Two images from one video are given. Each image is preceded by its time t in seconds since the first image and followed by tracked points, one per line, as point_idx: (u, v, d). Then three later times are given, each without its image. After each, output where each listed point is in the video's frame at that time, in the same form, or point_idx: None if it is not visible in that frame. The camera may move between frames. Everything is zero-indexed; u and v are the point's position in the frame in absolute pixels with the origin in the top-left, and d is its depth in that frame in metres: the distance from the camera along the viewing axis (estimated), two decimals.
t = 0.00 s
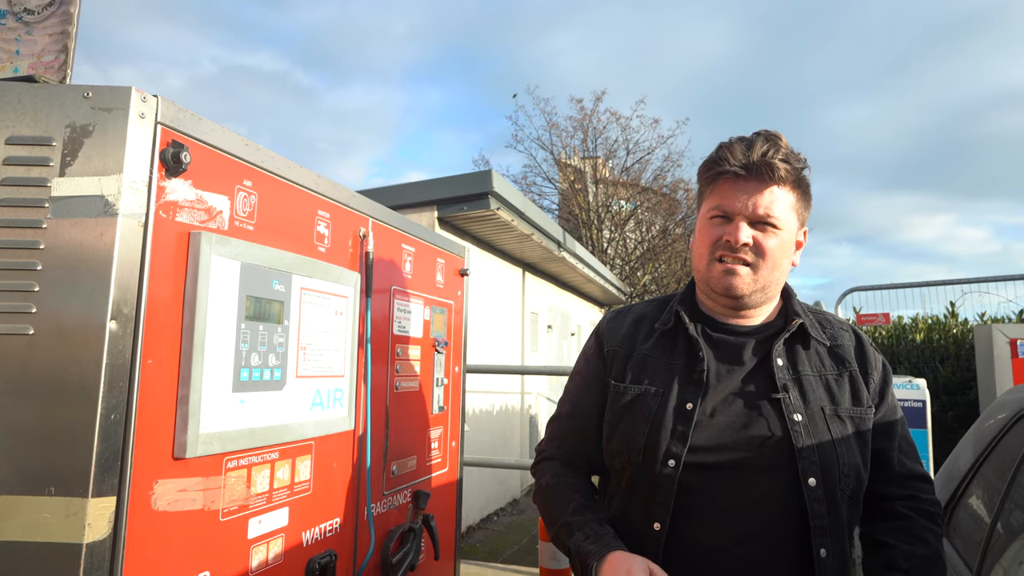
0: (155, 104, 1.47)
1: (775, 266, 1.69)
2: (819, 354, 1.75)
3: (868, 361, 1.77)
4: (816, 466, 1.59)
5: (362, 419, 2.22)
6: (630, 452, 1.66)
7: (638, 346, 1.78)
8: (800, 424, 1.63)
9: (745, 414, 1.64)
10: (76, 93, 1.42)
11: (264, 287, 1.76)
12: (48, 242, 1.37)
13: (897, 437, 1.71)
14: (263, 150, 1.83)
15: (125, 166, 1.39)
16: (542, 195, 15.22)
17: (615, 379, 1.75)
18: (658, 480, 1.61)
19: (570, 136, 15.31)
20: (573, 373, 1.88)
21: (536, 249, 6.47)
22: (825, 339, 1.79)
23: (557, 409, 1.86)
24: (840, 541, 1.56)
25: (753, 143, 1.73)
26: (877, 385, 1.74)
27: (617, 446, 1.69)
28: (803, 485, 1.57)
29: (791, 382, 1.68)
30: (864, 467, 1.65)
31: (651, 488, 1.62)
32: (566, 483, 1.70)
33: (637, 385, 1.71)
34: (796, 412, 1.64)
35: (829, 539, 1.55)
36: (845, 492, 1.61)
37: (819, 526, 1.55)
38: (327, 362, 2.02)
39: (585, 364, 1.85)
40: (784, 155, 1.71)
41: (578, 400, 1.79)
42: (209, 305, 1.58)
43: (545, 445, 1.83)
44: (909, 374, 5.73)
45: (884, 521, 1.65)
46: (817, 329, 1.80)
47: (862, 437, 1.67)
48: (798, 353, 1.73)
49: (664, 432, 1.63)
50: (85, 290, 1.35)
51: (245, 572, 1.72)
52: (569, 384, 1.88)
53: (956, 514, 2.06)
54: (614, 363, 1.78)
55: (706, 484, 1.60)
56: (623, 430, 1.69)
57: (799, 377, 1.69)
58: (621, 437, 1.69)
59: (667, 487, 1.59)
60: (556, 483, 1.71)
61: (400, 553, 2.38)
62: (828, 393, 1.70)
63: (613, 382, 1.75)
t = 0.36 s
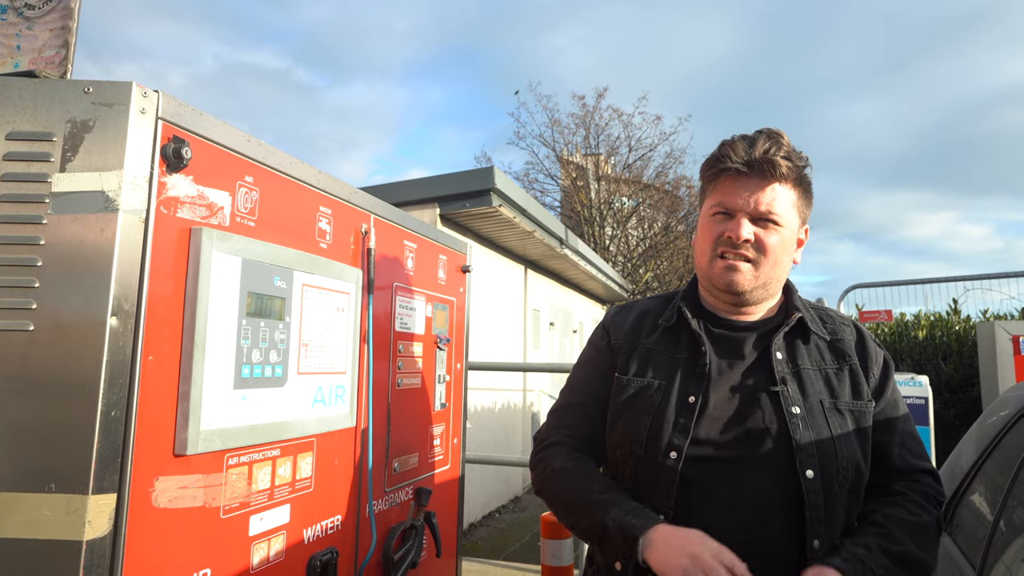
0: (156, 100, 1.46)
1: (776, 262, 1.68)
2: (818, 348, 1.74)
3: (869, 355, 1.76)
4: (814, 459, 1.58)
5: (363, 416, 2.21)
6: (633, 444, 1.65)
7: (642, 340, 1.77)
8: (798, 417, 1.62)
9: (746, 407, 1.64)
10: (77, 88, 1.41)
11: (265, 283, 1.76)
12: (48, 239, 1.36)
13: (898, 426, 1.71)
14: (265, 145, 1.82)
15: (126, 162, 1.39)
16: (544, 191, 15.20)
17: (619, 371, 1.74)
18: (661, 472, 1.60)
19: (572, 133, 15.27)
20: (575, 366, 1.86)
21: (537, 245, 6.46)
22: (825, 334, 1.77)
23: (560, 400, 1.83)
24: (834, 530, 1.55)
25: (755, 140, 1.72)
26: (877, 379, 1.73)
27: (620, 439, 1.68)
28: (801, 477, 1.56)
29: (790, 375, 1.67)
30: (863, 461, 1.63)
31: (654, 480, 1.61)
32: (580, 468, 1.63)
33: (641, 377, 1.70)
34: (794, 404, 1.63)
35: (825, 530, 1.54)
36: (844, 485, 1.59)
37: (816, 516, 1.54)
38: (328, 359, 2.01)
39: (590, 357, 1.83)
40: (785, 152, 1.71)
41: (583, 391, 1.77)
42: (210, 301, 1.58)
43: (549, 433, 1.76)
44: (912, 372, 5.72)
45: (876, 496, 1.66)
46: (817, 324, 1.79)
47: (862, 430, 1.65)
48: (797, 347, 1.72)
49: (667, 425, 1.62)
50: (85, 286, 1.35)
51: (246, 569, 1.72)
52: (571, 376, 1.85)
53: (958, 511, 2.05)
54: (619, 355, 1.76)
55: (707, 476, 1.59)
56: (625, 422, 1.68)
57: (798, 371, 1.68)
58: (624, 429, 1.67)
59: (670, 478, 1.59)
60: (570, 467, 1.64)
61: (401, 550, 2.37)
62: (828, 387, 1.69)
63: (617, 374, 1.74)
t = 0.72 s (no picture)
0: (164, 99, 1.47)
1: (785, 261, 1.67)
2: (826, 347, 1.73)
3: (876, 354, 1.74)
4: (822, 458, 1.57)
5: (371, 415, 2.22)
6: (641, 443, 1.64)
7: (650, 339, 1.76)
8: (806, 416, 1.61)
9: (753, 406, 1.63)
10: (87, 88, 1.41)
11: (273, 282, 1.76)
12: (60, 238, 1.37)
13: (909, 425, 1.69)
14: (273, 145, 1.83)
15: (135, 161, 1.39)
16: (550, 190, 15.19)
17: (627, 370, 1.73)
18: (670, 471, 1.60)
19: (578, 132, 15.25)
20: (583, 365, 1.86)
21: (544, 244, 6.45)
22: (832, 332, 1.76)
23: (568, 400, 1.82)
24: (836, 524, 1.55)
25: (767, 138, 1.71)
26: (884, 378, 1.72)
27: (628, 438, 1.67)
28: (809, 477, 1.56)
29: (796, 374, 1.66)
30: (871, 460, 1.62)
31: (665, 479, 1.62)
32: (591, 468, 1.62)
33: (649, 376, 1.69)
34: (801, 404, 1.62)
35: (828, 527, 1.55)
36: (851, 486, 1.59)
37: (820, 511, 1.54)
38: (335, 357, 2.02)
39: (598, 356, 1.83)
40: (797, 151, 1.70)
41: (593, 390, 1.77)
42: (218, 300, 1.58)
43: (559, 433, 1.75)
44: (922, 371, 5.68)
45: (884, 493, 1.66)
46: (824, 323, 1.77)
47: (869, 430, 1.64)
48: (803, 346, 1.71)
49: (675, 424, 1.62)
50: (96, 286, 1.35)
51: (255, 567, 1.72)
52: (579, 375, 1.84)
53: (972, 514, 2.03)
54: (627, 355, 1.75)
55: (717, 476, 1.59)
56: (633, 421, 1.67)
57: (805, 370, 1.67)
58: (632, 428, 1.66)
59: (679, 477, 1.59)
60: (583, 467, 1.63)
61: (408, 549, 2.37)
62: (835, 386, 1.68)
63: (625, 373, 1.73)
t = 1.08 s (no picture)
0: (165, 98, 1.46)
1: (786, 262, 1.66)
2: (825, 349, 1.71)
3: (876, 356, 1.73)
4: (821, 461, 1.56)
5: (372, 415, 2.21)
6: (640, 446, 1.63)
7: (649, 341, 1.75)
8: (805, 419, 1.60)
9: (753, 409, 1.62)
10: (87, 87, 1.41)
11: (274, 281, 1.75)
12: (59, 237, 1.37)
13: (908, 426, 1.68)
14: (274, 144, 1.82)
15: (135, 160, 1.39)
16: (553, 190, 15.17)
17: (626, 372, 1.72)
18: (668, 473, 1.59)
19: (581, 131, 15.23)
20: (582, 367, 1.84)
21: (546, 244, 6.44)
22: (832, 334, 1.75)
23: (568, 402, 1.81)
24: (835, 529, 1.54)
25: (769, 138, 1.70)
26: (884, 380, 1.71)
27: (627, 440, 1.66)
28: (808, 480, 1.55)
29: (796, 377, 1.65)
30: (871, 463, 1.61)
31: (664, 482, 1.60)
32: (590, 471, 1.61)
33: (649, 377, 1.68)
34: (801, 407, 1.61)
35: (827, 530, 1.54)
36: (851, 489, 1.58)
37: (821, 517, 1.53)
38: (336, 357, 2.01)
39: (597, 358, 1.82)
40: (800, 151, 1.68)
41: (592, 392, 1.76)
42: (219, 299, 1.57)
43: (557, 436, 1.75)
44: (925, 372, 5.66)
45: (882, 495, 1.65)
46: (824, 324, 1.76)
47: (869, 432, 1.62)
48: (803, 348, 1.70)
49: (674, 427, 1.61)
50: (96, 285, 1.35)
51: (255, 567, 1.72)
52: (578, 377, 1.83)
53: (974, 515, 2.01)
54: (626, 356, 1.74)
55: (716, 480, 1.58)
56: (632, 423, 1.66)
57: (804, 373, 1.66)
58: (631, 431, 1.65)
59: (678, 480, 1.58)
60: (580, 469, 1.62)
61: (409, 549, 2.35)
62: (835, 389, 1.66)
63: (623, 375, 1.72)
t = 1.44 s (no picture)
0: (165, 95, 1.46)
1: (785, 262, 1.65)
2: (825, 351, 1.70)
3: (876, 358, 1.72)
4: (819, 464, 1.55)
5: (372, 414, 2.20)
6: (637, 448, 1.63)
7: (647, 343, 1.75)
8: (803, 422, 1.59)
9: (750, 411, 1.61)
10: (87, 83, 1.40)
11: (274, 280, 1.75)
12: (59, 235, 1.36)
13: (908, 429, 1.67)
14: (276, 142, 1.82)
15: (136, 157, 1.38)
16: (555, 189, 15.15)
17: (624, 374, 1.71)
18: (665, 476, 1.58)
19: (584, 130, 15.21)
20: (581, 369, 1.84)
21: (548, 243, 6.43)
22: (832, 336, 1.73)
23: (566, 404, 1.80)
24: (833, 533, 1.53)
25: (765, 137, 1.68)
26: (885, 382, 1.70)
27: (625, 443, 1.65)
28: (805, 483, 1.54)
29: (794, 379, 1.64)
30: (870, 466, 1.59)
31: (659, 486, 1.60)
32: (586, 474, 1.61)
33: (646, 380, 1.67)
34: (799, 409, 1.60)
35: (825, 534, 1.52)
36: (849, 493, 1.56)
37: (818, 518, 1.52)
38: (336, 356, 2.00)
39: (595, 359, 1.81)
40: (795, 150, 1.67)
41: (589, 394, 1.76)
42: (219, 298, 1.57)
43: (555, 438, 1.74)
44: (927, 373, 5.64)
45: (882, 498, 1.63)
46: (823, 326, 1.74)
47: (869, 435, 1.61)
48: (802, 350, 1.69)
49: (671, 429, 1.60)
50: (96, 282, 1.34)
51: (254, 567, 1.71)
52: (577, 379, 1.83)
53: (975, 517, 2.00)
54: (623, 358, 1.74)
55: (713, 484, 1.57)
56: (629, 426, 1.66)
57: (803, 375, 1.65)
58: (628, 433, 1.65)
59: (673, 484, 1.57)
60: (577, 472, 1.61)
61: (409, 549, 2.35)
62: (834, 391, 1.65)
63: (621, 378, 1.72)
